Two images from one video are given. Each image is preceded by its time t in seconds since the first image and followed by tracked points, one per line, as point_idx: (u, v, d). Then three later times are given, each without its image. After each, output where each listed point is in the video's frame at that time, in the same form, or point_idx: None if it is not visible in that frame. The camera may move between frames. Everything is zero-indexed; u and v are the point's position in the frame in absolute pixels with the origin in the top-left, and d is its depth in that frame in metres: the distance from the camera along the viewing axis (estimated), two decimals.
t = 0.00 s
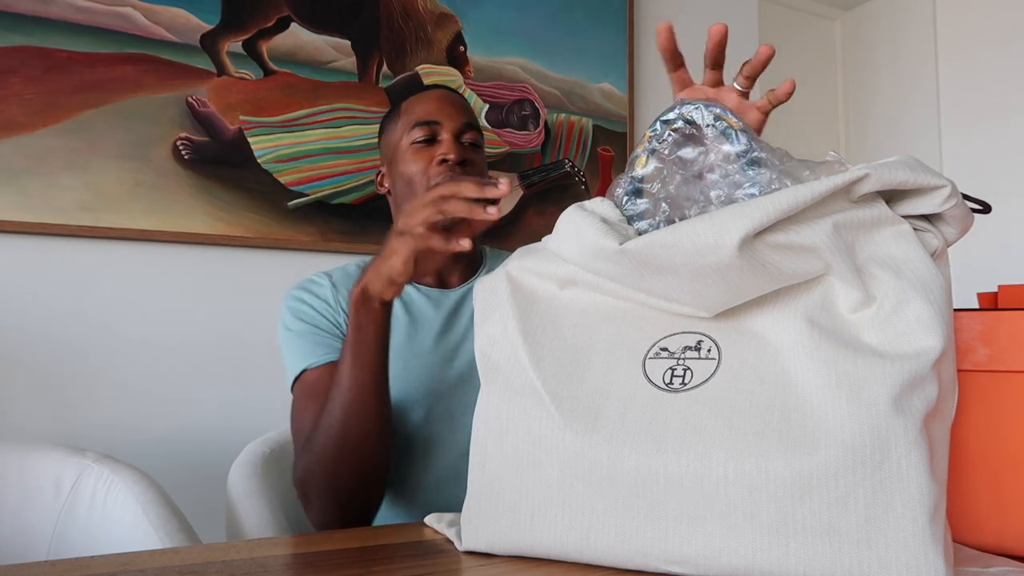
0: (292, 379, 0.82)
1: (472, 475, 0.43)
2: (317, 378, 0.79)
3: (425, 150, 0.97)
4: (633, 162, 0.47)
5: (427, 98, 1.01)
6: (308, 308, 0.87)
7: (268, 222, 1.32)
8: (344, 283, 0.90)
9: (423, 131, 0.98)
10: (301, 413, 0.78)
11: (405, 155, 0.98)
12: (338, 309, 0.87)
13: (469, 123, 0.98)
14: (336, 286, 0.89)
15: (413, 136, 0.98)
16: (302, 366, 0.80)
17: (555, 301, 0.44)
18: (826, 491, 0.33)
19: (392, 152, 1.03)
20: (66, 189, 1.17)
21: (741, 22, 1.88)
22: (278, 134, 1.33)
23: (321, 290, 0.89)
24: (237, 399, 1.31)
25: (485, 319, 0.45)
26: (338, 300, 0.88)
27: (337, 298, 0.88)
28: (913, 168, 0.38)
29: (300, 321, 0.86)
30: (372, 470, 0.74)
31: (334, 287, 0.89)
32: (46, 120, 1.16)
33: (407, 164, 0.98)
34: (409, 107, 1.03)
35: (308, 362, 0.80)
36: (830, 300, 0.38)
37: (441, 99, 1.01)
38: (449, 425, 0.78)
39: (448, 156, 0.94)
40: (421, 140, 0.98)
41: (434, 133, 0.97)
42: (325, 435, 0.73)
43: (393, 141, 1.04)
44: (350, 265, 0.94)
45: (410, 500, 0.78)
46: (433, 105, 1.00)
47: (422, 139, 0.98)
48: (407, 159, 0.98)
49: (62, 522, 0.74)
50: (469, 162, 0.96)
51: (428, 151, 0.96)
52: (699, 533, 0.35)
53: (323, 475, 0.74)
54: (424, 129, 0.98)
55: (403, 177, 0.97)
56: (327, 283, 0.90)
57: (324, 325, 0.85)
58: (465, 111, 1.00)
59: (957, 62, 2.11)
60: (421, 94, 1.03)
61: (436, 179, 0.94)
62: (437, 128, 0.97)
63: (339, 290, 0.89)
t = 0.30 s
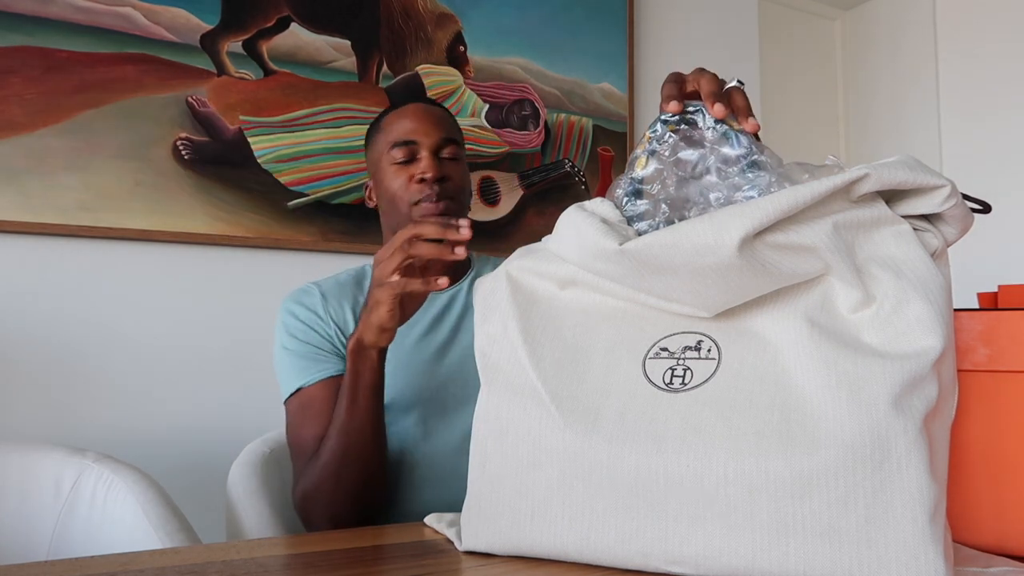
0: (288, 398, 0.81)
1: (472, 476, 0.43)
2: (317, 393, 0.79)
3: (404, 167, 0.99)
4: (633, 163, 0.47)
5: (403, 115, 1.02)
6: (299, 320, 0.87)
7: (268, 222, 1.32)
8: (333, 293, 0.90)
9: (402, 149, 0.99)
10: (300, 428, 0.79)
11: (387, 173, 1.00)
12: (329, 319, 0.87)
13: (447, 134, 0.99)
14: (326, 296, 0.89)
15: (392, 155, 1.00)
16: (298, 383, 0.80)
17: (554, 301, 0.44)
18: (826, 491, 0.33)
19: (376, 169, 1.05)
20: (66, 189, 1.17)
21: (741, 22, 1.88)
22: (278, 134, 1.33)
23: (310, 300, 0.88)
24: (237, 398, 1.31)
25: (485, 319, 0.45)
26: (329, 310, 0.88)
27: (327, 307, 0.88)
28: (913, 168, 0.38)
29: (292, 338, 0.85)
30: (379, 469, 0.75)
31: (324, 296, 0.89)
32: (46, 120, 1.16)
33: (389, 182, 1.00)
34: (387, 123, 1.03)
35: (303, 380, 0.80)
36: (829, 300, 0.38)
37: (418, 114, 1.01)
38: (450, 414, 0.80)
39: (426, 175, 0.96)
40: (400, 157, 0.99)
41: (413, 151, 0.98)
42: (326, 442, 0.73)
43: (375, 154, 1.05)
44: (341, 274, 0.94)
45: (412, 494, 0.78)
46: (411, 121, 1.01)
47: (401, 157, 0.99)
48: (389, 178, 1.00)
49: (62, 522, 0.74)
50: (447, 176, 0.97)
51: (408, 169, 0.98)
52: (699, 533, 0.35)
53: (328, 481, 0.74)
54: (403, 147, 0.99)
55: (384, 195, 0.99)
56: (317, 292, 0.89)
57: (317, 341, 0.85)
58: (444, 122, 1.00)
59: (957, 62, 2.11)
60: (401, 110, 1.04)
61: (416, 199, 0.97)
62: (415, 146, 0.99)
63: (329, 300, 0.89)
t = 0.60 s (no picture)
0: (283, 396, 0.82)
1: (472, 475, 0.43)
2: (311, 392, 0.80)
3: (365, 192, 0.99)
4: (633, 162, 0.47)
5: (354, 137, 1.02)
6: (295, 317, 0.87)
7: (268, 222, 1.32)
8: (331, 289, 0.89)
9: (359, 175, 0.99)
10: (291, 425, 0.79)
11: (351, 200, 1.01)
12: (326, 317, 0.87)
13: (398, 149, 0.98)
14: (323, 293, 0.89)
15: (350, 181, 1.00)
16: (293, 382, 0.81)
17: (555, 301, 0.44)
18: (826, 491, 0.33)
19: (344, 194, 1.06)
20: (66, 189, 1.17)
21: (741, 22, 1.88)
22: (278, 134, 1.33)
23: (308, 296, 0.88)
24: (237, 398, 1.31)
25: (485, 319, 0.45)
26: (326, 308, 0.87)
27: (324, 305, 0.87)
28: (913, 168, 0.38)
29: (290, 337, 0.85)
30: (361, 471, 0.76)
31: (322, 293, 0.88)
32: (45, 120, 1.16)
33: (354, 207, 1.00)
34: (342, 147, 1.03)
35: (298, 380, 0.81)
36: (829, 300, 0.38)
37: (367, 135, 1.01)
38: (444, 414, 0.82)
39: (385, 198, 0.96)
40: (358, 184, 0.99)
41: (370, 175, 0.98)
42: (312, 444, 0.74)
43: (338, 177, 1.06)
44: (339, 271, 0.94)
45: (403, 492, 0.78)
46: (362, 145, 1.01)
47: (359, 182, 0.99)
48: (354, 206, 1.00)
49: (62, 522, 0.74)
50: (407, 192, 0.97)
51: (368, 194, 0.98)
52: (699, 533, 0.35)
53: (312, 484, 0.74)
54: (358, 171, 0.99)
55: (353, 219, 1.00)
56: (314, 289, 0.89)
57: (314, 341, 0.85)
58: (389, 138, 1.00)
59: (958, 61, 2.11)
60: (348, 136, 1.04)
61: (382, 221, 0.97)
62: (370, 169, 0.98)
63: (326, 296, 0.88)
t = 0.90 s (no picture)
0: (283, 399, 0.82)
1: (472, 475, 0.43)
2: (311, 394, 0.79)
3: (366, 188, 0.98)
4: (633, 161, 0.47)
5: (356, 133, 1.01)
6: (294, 319, 0.87)
7: (268, 222, 1.32)
8: (331, 292, 0.90)
9: (361, 170, 0.98)
10: (291, 429, 0.79)
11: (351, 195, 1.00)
12: (325, 318, 0.87)
13: (401, 147, 0.98)
14: (322, 294, 0.89)
15: (352, 177, 0.99)
16: (292, 383, 0.80)
17: (555, 301, 0.44)
18: (826, 491, 0.33)
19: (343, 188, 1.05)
20: (66, 189, 1.17)
21: (741, 23, 1.88)
22: (278, 134, 1.33)
23: (308, 297, 0.88)
24: (237, 398, 1.31)
25: (485, 319, 0.45)
26: (325, 308, 0.88)
27: (322, 306, 0.88)
28: (913, 168, 0.38)
29: (289, 339, 0.85)
30: (368, 471, 0.75)
31: (321, 295, 0.89)
32: (45, 120, 1.16)
33: (354, 203, 1.00)
34: (342, 143, 1.02)
35: (297, 381, 0.80)
36: (829, 300, 0.38)
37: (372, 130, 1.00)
38: (444, 415, 0.82)
39: (387, 194, 0.96)
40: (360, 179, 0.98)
41: (371, 170, 0.98)
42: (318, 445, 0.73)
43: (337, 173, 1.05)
44: (337, 274, 0.95)
45: (406, 493, 0.78)
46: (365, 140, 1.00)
47: (361, 178, 0.98)
48: (354, 201, 1.00)
49: (62, 522, 0.74)
50: (410, 189, 0.97)
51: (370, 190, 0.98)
52: (699, 533, 0.35)
53: (316, 485, 0.73)
54: (360, 167, 0.98)
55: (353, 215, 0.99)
56: (313, 290, 0.89)
57: (314, 342, 0.85)
58: (393, 134, 0.99)
59: (958, 62, 2.11)
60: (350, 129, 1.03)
61: (385, 217, 0.97)
62: (372, 164, 0.98)
63: (326, 297, 0.89)
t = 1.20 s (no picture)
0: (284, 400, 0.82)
1: (472, 475, 0.43)
2: (312, 396, 0.79)
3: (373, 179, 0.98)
4: (633, 160, 0.47)
5: (363, 124, 1.00)
6: (297, 320, 0.87)
7: (268, 222, 1.32)
8: (333, 292, 0.90)
9: (367, 162, 0.98)
10: (292, 431, 0.79)
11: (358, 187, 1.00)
12: (328, 319, 0.87)
13: (408, 139, 0.97)
14: (326, 294, 0.89)
15: (358, 169, 0.99)
16: (293, 385, 0.80)
17: (555, 301, 0.44)
18: (826, 491, 0.33)
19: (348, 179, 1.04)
20: (66, 189, 1.17)
21: (741, 23, 1.88)
22: (278, 134, 1.33)
23: (311, 298, 0.88)
24: (237, 399, 1.31)
25: (485, 319, 0.45)
26: (328, 309, 0.87)
27: (326, 308, 0.88)
28: (913, 168, 0.38)
29: (291, 339, 0.85)
30: (370, 472, 0.75)
31: (324, 295, 0.89)
32: (45, 120, 1.16)
33: (361, 196, 1.00)
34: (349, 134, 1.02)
35: (297, 383, 0.80)
36: (829, 300, 0.38)
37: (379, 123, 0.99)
38: (447, 417, 0.82)
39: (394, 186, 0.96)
40: (366, 171, 0.98)
41: (378, 163, 0.98)
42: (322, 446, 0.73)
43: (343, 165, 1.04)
44: (340, 273, 0.94)
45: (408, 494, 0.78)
46: (371, 133, 0.99)
47: (367, 170, 0.98)
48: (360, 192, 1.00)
49: (62, 522, 0.74)
50: (417, 181, 0.97)
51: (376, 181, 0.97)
52: (699, 533, 0.35)
53: (318, 486, 0.74)
54: (367, 159, 0.98)
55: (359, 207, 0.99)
56: (317, 290, 0.89)
57: (315, 343, 0.85)
58: (401, 127, 0.99)
59: (958, 62, 2.11)
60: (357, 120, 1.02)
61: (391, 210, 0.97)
62: (379, 156, 0.98)
63: (329, 297, 0.89)
